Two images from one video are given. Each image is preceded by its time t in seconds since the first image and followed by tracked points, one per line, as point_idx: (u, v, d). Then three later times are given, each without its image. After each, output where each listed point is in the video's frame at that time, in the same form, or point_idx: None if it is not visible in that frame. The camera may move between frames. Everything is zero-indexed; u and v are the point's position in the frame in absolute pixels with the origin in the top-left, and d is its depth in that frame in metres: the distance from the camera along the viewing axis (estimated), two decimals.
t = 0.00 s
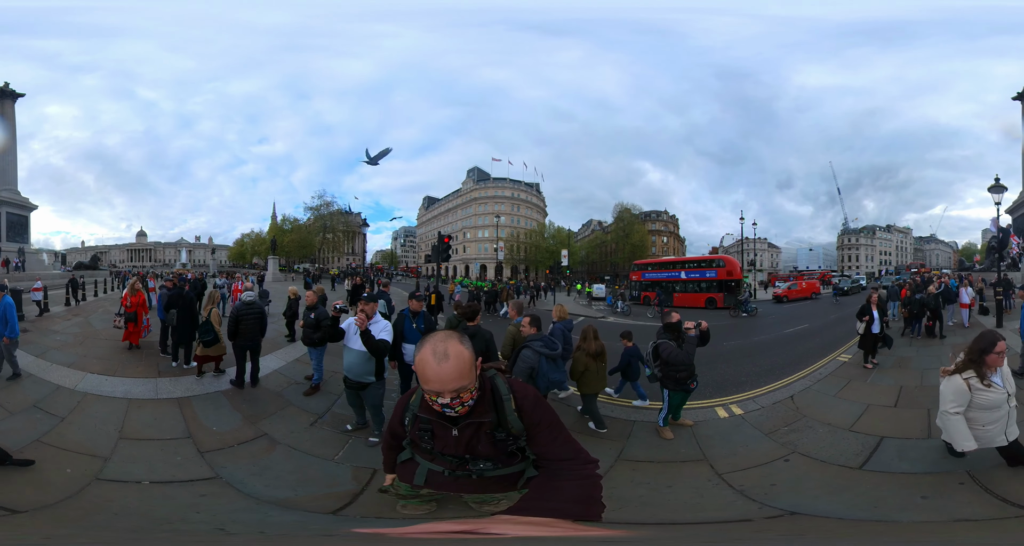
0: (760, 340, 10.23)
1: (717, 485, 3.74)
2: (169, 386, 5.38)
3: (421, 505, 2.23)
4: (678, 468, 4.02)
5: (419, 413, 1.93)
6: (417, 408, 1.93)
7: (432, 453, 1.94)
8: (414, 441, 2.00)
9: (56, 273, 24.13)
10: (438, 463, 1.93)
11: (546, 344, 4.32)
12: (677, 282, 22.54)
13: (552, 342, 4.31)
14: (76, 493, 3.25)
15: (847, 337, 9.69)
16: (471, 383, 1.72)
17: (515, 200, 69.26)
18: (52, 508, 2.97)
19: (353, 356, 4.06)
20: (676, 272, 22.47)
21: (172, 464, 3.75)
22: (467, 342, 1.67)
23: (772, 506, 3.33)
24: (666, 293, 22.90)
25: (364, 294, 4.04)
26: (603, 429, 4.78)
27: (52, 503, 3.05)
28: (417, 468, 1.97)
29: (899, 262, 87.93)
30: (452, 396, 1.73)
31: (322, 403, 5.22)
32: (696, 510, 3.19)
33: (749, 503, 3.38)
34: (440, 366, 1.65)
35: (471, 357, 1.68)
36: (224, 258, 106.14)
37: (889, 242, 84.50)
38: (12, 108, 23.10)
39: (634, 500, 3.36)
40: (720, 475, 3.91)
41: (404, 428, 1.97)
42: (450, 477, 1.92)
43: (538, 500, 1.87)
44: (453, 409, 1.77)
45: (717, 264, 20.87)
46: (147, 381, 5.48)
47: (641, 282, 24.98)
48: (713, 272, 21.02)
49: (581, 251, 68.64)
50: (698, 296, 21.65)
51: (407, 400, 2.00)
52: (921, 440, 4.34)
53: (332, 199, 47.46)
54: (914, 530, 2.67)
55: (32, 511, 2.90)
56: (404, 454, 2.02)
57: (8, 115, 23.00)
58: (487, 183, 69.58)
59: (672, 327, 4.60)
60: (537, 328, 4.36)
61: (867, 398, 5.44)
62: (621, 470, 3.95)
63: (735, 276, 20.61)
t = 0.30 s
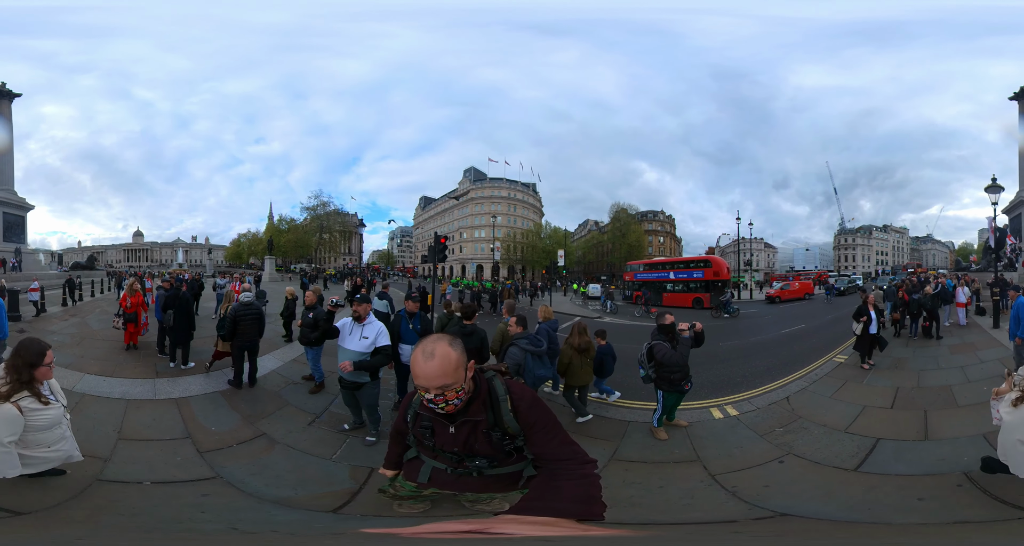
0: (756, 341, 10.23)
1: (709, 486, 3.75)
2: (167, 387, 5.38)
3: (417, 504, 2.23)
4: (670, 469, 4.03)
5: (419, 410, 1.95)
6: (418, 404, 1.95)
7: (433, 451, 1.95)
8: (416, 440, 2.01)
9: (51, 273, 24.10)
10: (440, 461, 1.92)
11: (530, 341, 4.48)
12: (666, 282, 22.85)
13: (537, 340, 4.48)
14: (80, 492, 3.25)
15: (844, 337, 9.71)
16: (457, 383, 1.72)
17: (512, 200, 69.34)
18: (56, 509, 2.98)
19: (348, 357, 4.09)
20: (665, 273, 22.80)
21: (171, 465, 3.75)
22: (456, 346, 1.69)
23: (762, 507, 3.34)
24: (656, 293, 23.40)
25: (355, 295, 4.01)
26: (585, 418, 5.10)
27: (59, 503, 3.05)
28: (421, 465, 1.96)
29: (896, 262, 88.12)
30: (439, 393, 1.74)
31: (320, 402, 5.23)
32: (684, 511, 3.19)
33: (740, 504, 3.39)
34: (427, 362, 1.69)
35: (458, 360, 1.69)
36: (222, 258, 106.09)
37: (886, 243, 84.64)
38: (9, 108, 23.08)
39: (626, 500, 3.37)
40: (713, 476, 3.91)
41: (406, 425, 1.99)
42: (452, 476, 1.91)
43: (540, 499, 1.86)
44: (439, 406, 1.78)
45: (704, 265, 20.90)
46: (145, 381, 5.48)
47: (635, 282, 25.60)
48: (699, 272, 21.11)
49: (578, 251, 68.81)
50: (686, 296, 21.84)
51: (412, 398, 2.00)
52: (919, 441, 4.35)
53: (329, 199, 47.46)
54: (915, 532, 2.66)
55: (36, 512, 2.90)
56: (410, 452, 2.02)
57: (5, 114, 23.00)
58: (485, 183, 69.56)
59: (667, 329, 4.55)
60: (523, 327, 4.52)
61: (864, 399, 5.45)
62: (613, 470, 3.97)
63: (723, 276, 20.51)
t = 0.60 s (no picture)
0: (754, 341, 10.23)
1: (709, 487, 3.73)
2: (164, 387, 5.37)
3: (410, 505, 2.22)
4: (667, 469, 4.03)
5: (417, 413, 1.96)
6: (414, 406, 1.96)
7: (432, 454, 1.95)
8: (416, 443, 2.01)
9: (48, 273, 24.09)
10: (440, 463, 1.93)
11: (514, 339, 4.79)
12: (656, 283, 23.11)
13: (519, 337, 4.75)
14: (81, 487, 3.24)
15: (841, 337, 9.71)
16: (434, 391, 1.73)
17: (509, 200, 69.42)
18: (54, 508, 2.96)
19: (343, 358, 4.08)
20: (654, 274, 23.13)
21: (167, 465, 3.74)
22: (438, 356, 1.70)
23: (764, 507, 3.33)
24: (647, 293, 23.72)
25: (351, 296, 4.03)
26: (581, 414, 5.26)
27: (57, 500, 3.04)
28: (420, 467, 1.98)
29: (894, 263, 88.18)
30: (414, 395, 1.77)
31: (317, 403, 5.23)
32: (683, 512, 3.18)
33: (739, 505, 3.37)
34: (407, 367, 1.71)
35: (437, 370, 1.70)
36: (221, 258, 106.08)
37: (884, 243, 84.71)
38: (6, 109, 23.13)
39: (624, 500, 3.37)
40: (713, 476, 3.92)
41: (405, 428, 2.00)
42: (453, 478, 1.91)
43: (539, 500, 1.88)
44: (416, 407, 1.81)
45: (690, 265, 21.00)
46: (141, 381, 5.47)
47: (628, 283, 25.87)
48: (687, 272, 21.22)
49: (576, 251, 68.87)
50: (674, 297, 21.98)
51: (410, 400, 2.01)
52: (917, 441, 4.35)
53: (326, 200, 47.53)
54: (916, 532, 2.65)
55: (31, 514, 2.86)
56: (411, 453, 2.03)
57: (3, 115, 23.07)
58: (483, 184, 69.62)
59: (665, 329, 4.55)
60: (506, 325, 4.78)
61: (862, 400, 5.45)
62: (612, 470, 3.98)
63: (710, 277, 20.49)
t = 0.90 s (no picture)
0: (751, 341, 10.22)
1: (703, 484, 3.74)
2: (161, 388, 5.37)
3: (415, 505, 2.28)
4: (665, 467, 4.03)
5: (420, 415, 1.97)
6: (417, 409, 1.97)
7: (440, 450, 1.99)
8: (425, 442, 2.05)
9: (46, 273, 24.10)
10: (453, 459, 1.97)
11: (505, 335, 4.85)
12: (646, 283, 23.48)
13: (510, 333, 4.80)
14: (66, 495, 3.25)
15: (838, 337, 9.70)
16: (422, 397, 1.74)
17: (506, 200, 69.44)
18: (45, 511, 2.97)
19: (344, 358, 4.07)
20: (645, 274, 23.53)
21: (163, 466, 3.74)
22: (420, 367, 1.71)
23: (754, 505, 3.34)
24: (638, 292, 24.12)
25: (352, 295, 4.02)
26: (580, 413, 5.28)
27: (53, 503, 3.05)
28: (437, 463, 2.02)
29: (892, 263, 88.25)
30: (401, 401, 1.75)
31: (317, 403, 5.23)
32: (675, 508, 3.19)
33: (731, 503, 3.38)
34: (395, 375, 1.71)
35: (418, 380, 1.71)
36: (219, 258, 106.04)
37: (882, 243, 84.81)
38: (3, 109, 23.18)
39: (623, 498, 3.38)
40: (707, 474, 3.93)
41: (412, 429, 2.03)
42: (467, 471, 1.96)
43: (544, 491, 1.82)
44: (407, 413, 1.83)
45: (677, 266, 21.18)
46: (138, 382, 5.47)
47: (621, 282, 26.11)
48: (673, 273, 21.42)
49: (573, 251, 68.90)
50: (661, 296, 22.40)
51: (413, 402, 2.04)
52: (910, 441, 4.35)
53: (323, 200, 47.55)
54: (910, 532, 2.65)
55: (19, 515, 2.87)
56: (424, 453, 2.08)
57: None
58: (480, 184, 69.63)
59: (662, 328, 4.56)
60: (498, 321, 4.88)
61: (857, 399, 5.45)
62: (610, 468, 3.97)
63: (696, 277, 20.56)
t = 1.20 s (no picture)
0: (748, 341, 10.22)
1: (700, 483, 3.74)
2: (158, 387, 5.37)
3: (418, 503, 2.26)
4: (665, 466, 4.04)
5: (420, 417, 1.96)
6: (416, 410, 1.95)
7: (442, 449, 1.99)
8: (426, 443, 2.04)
9: (44, 273, 24.16)
10: (458, 457, 1.96)
11: (498, 332, 4.93)
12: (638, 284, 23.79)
13: (504, 331, 4.89)
14: (62, 495, 3.25)
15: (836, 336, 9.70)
16: (430, 393, 1.74)
17: (504, 200, 69.44)
18: (40, 511, 2.97)
19: (344, 358, 4.07)
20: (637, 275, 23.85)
21: (159, 466, 3.75)
22: (430, 364, 1.70)
23: (751, 504, 3.34)
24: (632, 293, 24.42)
25: (353, 296, 4.01)
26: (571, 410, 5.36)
27: (47, 505, 3.05)
28: (441, 462, 2.02)
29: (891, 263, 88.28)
30: (408, 398, 1.73)
31: (315, 403, 5.23)
32: (672, 507, 3.19)
33: (728, 501, 3.38)
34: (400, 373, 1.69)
35: (428, 378, 1.71)
36: (218, 258, 105.98)
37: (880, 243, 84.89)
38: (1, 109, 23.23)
39: (625, 497, 3.37)
40: (706, 473, 3.92)
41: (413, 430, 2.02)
42: (472, 469, 1.97)
43: (549, 488, 1.81)
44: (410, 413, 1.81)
45: (663, 266, 21.45)
46: (136, 381, 5.48)
47: (617, 283, 26.40)
48: (661, 273, 21.69)
49: (572, 251, 68.91)
50: (651, 297, 22.69)
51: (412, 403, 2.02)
52: (907, 440, 4.35)
53: (320, 200, 47.53)
54: (905, 531, 2.66)
55: (14, 514, 2.88)
56: (428, 453, 2.07)
57: None
58: (479, 184, 69.62)
59: (660, 328, 4.57)
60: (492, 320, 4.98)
61: (855, 399, 5.46)
62: (610, 467, 3.97)
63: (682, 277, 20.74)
